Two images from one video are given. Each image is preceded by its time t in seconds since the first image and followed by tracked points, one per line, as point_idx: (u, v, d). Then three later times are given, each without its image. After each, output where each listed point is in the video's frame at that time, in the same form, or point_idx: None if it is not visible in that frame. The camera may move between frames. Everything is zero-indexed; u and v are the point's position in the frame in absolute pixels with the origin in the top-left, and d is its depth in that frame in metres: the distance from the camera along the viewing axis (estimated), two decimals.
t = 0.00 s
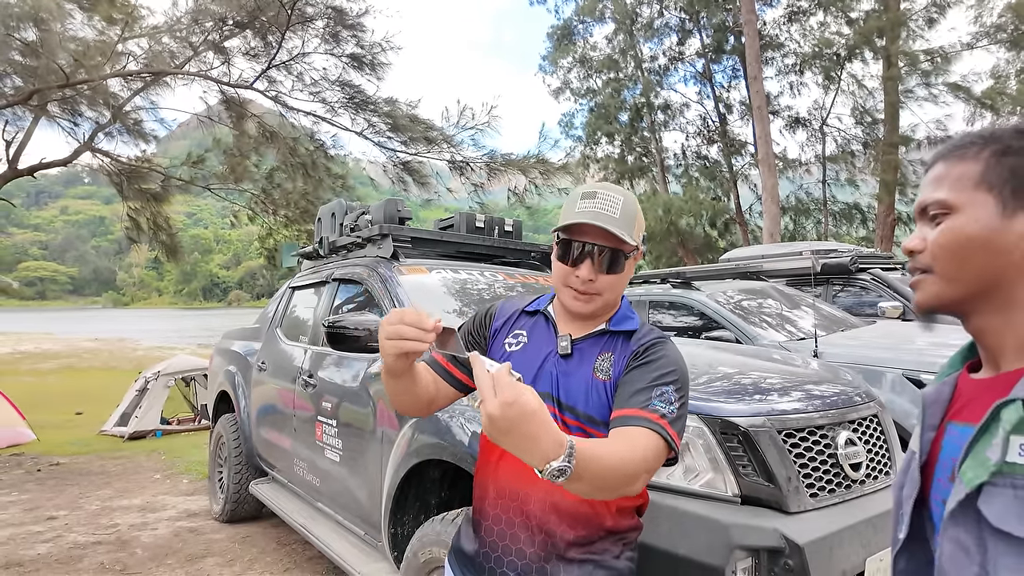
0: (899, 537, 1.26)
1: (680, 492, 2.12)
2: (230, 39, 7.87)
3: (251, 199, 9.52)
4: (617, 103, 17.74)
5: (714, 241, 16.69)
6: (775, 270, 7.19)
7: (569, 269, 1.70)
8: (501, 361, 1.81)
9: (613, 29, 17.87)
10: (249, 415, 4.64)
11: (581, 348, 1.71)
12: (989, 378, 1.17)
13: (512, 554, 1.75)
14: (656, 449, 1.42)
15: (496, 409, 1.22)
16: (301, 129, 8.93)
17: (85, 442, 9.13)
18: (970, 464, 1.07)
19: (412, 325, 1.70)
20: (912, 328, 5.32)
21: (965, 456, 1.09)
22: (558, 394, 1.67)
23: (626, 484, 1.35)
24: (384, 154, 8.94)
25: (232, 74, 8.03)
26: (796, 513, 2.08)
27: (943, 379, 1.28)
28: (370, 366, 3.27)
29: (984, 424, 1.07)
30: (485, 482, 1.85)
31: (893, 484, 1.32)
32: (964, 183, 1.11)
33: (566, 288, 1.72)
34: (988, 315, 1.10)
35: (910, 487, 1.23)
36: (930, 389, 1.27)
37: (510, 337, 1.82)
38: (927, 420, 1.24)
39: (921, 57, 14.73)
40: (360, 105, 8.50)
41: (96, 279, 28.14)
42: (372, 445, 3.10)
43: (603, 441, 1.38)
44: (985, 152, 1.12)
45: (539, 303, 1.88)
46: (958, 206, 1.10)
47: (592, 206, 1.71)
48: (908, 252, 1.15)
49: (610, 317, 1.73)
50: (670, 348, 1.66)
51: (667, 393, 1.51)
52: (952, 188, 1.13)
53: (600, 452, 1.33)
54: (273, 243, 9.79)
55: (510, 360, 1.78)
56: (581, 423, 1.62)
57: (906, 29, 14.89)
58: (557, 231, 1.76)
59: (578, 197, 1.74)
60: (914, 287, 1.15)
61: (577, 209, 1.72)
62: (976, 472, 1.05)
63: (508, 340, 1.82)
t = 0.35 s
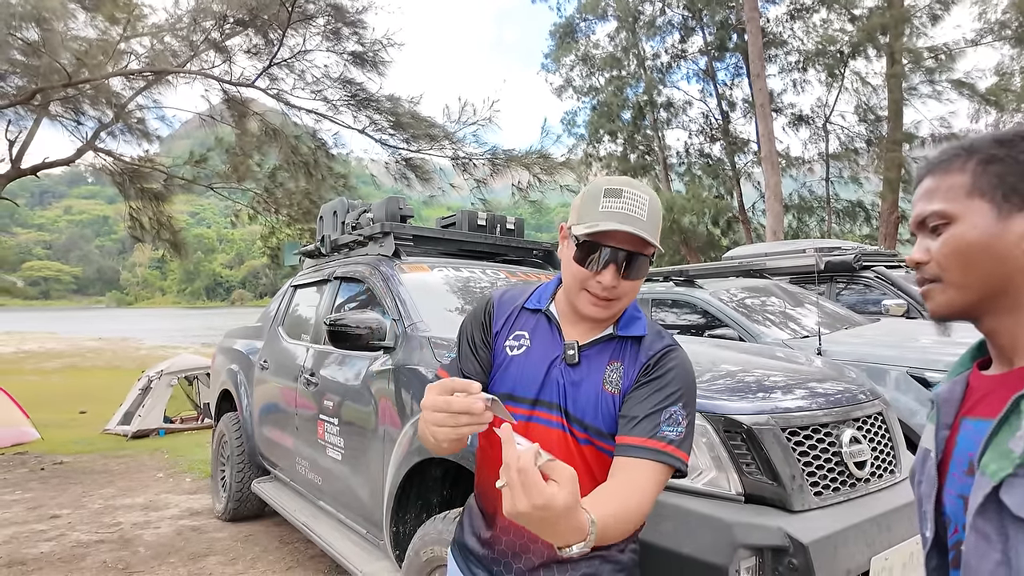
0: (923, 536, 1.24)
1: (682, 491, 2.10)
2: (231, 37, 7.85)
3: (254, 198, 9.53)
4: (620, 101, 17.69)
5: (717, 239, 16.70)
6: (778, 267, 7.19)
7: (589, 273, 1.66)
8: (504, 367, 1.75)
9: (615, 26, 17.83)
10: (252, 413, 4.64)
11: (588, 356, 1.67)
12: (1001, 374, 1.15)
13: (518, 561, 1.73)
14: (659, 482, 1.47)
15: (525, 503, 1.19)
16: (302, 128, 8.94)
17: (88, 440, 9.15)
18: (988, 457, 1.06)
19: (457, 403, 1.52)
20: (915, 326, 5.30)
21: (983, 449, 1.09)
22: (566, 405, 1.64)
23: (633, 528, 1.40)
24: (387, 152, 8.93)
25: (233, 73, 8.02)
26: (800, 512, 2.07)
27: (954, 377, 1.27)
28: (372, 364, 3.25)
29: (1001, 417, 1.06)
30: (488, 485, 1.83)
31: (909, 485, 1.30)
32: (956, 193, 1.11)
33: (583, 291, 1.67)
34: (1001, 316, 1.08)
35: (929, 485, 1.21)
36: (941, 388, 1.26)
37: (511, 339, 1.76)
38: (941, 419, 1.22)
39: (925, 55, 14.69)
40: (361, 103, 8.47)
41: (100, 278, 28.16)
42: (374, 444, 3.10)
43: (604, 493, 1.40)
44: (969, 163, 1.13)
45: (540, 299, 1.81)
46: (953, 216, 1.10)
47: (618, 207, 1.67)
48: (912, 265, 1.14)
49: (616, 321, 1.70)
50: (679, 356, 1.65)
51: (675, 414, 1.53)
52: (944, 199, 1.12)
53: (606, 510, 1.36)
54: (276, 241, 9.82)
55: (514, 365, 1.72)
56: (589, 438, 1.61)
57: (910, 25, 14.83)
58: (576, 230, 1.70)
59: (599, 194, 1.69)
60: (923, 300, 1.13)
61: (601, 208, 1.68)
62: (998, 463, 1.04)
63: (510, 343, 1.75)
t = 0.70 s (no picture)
0: (938, 534, 1.26)
1: (683, 490, 2.04)
2: (227, 31, 7.86)
3: (251, 193, 9.46)
4: (620, 96, 17.60)
5: (718, 235, 16.68)
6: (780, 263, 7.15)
7: (606, 280, 1.60)
8: (501, 371, 1.69)
9: (616, 21, 17.74)
10: (248, 410, 4.59)
11: (589, 363, 1.62)
12: None
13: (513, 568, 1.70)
14: (652, 504, 1.43)
15: (515, 532, 1.20)
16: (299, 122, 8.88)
17: (85, 437, 9.11)
18: None
19: (475, 432, 1.45)
20: (917, 322, 5.27)
21: None
22: (564, 415, 1.59)
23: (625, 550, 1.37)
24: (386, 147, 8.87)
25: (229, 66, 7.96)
26: (805, 511, 2.02)
27: (979, 372, 1.26)
28: (369, 361, 3.20)
29: None
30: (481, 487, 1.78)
31: (929, 484, 1.31)
32: (1001, 169, 1.15)
33: (596, 298, 1.61)
34: None
35: (951, 485, 1.22)
36: (967, 383, 1.26)
37: (509, 343, 1.70)
38: (969, 417, 1.22)
39: (927, 50, 14.63)
40: (359, 96, 8.40)
41: (99, 275, 28.07)
42: (370, 441, 3.05)
43: (600, 510, 1.37)
44: (1013, 139, 1.17)
45: (539, 299, 1.76)
46: (997, 194, 1.14)
47: (637, 209, 1.60)
48: (947, 243, 1.19)
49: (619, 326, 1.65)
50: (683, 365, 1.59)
51: (676, 429, 1.49)
52: (987, 176, 1.16)
53: (595, 526, 1.33)
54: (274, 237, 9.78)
55: (511, 371, 1.67)
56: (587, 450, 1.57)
57: (912, 20, 14.76)
58: (591, 234, 1.61)
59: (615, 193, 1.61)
60: (954, 278, 1.19)
61: (618, 210, 1.61)
62: None
63: (508, 347, 1.70)
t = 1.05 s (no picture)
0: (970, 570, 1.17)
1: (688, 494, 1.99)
2: (215, 19, 7.71)
3: (240, 185, 9.33)
4: (613, 90, 17.51)
5: (709, 231, 16.69)
6: (774, 259, 7.13)
7: (619, 286, 1.53)
8: (501, 379, 1.62)
9: (609, 15, 17.67)
10: (236, 407, 4.50)
11: (595, 370, 1.55)
12: None
13: None
14: (668, 517, 1.38)
15: (516, 542, 1.15)
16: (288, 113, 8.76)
17: (69, 432, 8.96)
18: None
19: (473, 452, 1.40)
20: (911, 320, 5.26)
21: None
22: (570, 425, 1.53)
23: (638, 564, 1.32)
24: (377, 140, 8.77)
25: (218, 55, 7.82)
26: (811, 517, 1.97)
27: (1004, 390, 1.23)
28: (360, 359, 3.12)
29: None
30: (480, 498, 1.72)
31: (953, 513, 1.24)
32: None
33: (608, 305, 1.54)
34: None
35: (988, 512, 1.15)
36: (993, 401, 1.21)
37: (509, 349, 1.63)
38: (1001, 437, 1.17)
39: (918, 47, 14.67)
40: (350, 88, 8.27)
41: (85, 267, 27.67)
42: (362, 439, 2.97)
43: (613, 526, 1.32)
44: None
45: (540, 301, 1.69)
46: None
47: (652, 210, 1.54)
48: (972, 253, 1.16)
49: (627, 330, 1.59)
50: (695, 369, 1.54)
51: (691, 437, 1.44)
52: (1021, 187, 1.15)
53: (606, 540, 1.29)
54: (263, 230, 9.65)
55: (513, 378, 1.60)
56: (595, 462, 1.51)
57: (904, 17, 14.78)
58: (604, 238, 1.55)
59: (629, 193, 1.55)
60: (978, 290, 1.16)
61: (632, 211, 1.54)
62: None
63: (509, 353, 1.62)
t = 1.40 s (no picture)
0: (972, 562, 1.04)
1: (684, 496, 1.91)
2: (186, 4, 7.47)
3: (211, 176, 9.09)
4: (591, 88, 17.47)
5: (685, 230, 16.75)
6: (752, 257, 7.13)
7: (607, 271, 1.45)
8: (491, 372, 1.52)
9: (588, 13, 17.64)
10: (205, 404, 4.33)
11: (593, 362, 1.46)
12: None
13: None
14: (672, 519, 1.29)
15: (500, 554, 1.06)
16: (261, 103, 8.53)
17: (28, 430, 8.63)
18: None
19: (455, 448, 1.30)
20: (888, 318, 5.27)
21: None
22: (566, 421, 1.43)
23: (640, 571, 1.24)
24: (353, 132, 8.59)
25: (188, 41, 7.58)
26: (808, 517, 1.90)
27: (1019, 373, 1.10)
28: (336, 353, 2.99)
29: None
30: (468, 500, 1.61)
31: (951, 503, 1.10)
32: None
33: (598, 292, 1.46)
34: None
35: (1000, 501, 1.01)
36: (1009, 385, 1.08)
37: (500, 341, 1.53)
38: (1019, 423, 1.04)
39: (891, 52, 14.89)
40: (325, 78, 8.08)
41: (48, 260, 26.89)
42: (338, 437, 2.85)
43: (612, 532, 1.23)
44: None
45: (534, 288, 1.59)
46: None
47: (641, 187, 1.44)
48: (983, 234, 1.04)
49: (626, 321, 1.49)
50: (701, 359, 1.44)
51: (695, 434, 1.35)
52: None
53: (601, 546, 1.21)
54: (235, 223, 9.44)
55: (503, 372, 1.50)
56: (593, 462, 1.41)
57: (878, 22, 14.98)
58: (588, 219, 1.47)
59: (616, 171, 1.46)
60: (993, 277, 1.04)
61: (619, 189, 1.45)
62: None
63: (500, 345, 1.53)
